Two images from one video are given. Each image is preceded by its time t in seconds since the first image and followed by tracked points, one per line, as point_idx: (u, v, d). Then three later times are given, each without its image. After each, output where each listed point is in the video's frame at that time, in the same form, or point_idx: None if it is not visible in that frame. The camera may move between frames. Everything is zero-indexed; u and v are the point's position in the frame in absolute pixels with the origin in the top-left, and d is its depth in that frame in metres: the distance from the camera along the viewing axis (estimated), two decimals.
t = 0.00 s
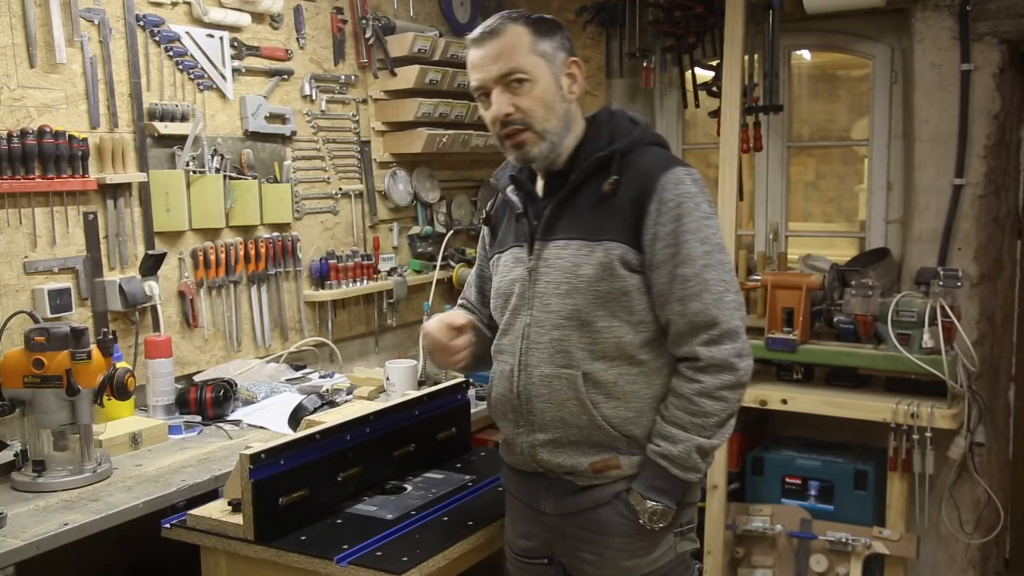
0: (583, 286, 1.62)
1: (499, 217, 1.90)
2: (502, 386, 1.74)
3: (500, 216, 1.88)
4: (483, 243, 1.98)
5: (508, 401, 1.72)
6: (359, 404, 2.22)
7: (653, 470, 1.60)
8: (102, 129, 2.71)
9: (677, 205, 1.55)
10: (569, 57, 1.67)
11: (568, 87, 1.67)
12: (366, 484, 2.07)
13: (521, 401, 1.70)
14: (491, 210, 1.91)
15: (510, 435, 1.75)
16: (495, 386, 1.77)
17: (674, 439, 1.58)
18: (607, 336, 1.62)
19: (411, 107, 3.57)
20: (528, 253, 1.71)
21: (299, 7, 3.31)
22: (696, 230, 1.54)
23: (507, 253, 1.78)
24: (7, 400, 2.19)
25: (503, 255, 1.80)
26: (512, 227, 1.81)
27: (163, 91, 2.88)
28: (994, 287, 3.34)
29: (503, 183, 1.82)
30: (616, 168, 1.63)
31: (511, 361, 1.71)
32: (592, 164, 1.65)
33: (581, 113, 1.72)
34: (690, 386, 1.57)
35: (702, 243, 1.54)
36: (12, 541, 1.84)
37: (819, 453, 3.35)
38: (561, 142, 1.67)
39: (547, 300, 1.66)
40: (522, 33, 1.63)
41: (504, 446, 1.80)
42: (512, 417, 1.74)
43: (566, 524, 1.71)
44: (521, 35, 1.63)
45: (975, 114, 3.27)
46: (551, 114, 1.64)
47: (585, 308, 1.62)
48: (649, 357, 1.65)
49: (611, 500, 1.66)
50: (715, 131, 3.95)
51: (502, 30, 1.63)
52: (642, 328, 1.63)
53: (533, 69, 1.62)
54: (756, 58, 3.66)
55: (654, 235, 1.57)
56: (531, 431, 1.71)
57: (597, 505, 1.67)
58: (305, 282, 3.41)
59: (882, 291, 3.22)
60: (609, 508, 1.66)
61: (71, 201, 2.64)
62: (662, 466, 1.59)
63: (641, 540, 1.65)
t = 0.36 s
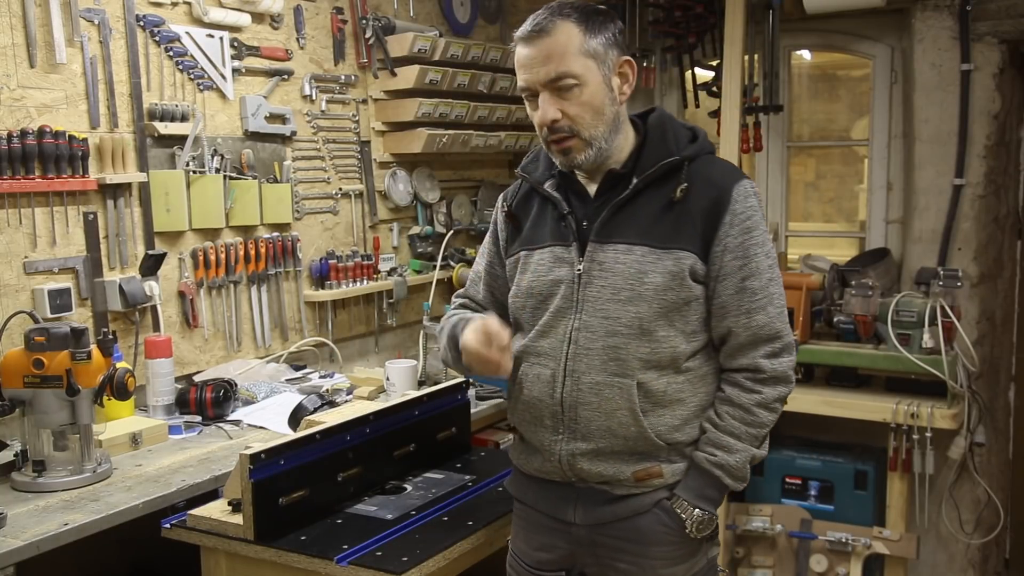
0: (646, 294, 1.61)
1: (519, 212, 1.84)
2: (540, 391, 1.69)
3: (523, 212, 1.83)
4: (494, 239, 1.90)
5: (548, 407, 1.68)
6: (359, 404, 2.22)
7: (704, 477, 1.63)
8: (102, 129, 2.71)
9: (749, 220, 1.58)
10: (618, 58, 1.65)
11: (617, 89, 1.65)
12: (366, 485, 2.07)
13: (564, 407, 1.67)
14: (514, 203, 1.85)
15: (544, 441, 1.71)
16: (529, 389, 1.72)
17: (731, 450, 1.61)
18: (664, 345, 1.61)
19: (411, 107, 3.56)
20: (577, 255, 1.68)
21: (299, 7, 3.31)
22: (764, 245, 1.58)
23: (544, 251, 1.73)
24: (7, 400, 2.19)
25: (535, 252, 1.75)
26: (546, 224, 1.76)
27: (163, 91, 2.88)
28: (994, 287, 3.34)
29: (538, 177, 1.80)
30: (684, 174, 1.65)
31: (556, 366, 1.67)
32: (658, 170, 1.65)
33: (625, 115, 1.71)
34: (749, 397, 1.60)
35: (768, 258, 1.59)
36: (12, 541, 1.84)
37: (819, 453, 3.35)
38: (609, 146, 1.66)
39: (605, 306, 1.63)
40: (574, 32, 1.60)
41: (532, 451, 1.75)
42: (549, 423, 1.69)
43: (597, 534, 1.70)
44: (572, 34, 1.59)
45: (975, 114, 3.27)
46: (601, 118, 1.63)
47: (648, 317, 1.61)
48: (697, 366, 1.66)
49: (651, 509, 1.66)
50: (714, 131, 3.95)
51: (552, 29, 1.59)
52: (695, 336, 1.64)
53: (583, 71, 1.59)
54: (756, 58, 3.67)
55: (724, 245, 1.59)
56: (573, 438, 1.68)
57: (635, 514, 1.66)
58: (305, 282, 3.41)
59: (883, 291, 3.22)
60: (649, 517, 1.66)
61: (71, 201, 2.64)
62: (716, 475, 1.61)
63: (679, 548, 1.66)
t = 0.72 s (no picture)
0: (609, 290, 1.63)
1: (504, 218, 1.90)
2: (515, 384, 1.74)
3: (507, 219, 1.89)
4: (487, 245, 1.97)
5: (520, 399, 1.73)
6: (359, 404, 2.21)
7: (660, 467, 1.64)
8: (102, 129, 2.71)
9: (708, 219, 1.60)
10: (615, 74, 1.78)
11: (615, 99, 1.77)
12: (366, 484, 2.07)
13: (534, 399, 1.71)
14: (505, 207, 1.90)
15: (517, 430, 1.75)
16: (506, 381, 1.77)
17: (684, 440, 1.61)
18: (627, 340, 1.64)
19: (411, 107, 3.56)
20: (548, 255, 1.72)
21: (299, 7, 3.31)
22: (724, 242, 1.58)
23: (521, 251, 1.78)
24: (7, 400, 2.19)
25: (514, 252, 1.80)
26: (527, 226, 1.81)
27: (163, 91, 2.88)
28: (994, 287, 3.34)
29: (519, 183, 1.84)
30: (650, 177, 1.67)
31: (527, 359, 1.71)
32: (625, 172, 1.67)
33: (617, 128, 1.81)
34: (706, 390, 1.61)
35: (729, 254, 1.59)
36: (12, 541, 1.84)
37: (819, 453, 3.35)
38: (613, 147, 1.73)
39: (570, 302, 1.66)
40: (586, 39, 1.70)
41: (508, 440, 1.79)
42: (522, 413, 1.74)
43: (558, 514, 1.72)
44: (584, 40, 1.70)
45: (975, 114, 3.27)
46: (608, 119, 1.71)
47: (610, 313, 1.63)
48: (664, 360, 1.66)
49: (611, 494, 1.67)
50: (715, 131, 3.95)
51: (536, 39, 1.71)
52: (659, 330, 1.65)
53: (595, 74, 1.69)
54: (756, 58, 3.67)
55: (685, 244, 1.61)
56: (540, 428, 1.71)
57: (596, 498, 1.68)
58: (305, 282, 3.41)
59: (883, 291, 3.22)
60: (609, 501, 1.67)
61: (71, 201, 2.64)
62: (670, 465, 1.62)
63: (638, 534, 1.68)
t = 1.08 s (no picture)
0: (605, 290, 1.63)
1: (509, 219, 1.91)
2: (512, 382, 1.74)
3: (512, 220, 1.90)
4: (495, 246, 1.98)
5: (518, 398, 1.73)
6: (359, 404, 2.21)
7: (655, 468, 1.64)
8: (102, 129, 2.71)
9: (704, 219, 1.59)
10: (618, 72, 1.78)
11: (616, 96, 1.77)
12: (366, 484, 2.07)
13: (531, 398, 1.71)
14: (510, 210, 1.90)
15: (515, 429, 1.75)
16: (505, 380, 1.77)
17: (679, 442, 1.60)
18: (623, 339, 1.64)
19: (411, 107, 3.57)
20: (548, 255, 1.72)
21: (299, 7, 3.31)
22: (721, 243, 1.58)
23: (522, 253, 1.78)
24: (7, 400, 2.19)
25: (516, 253, 1.81)
26: (529, 227, 1.81)
27: (163, 91, 2.88)
28: (994, 287, 3.34)
29: (520, 183, 1.85)
30: (647, 178, 1.67)
31: (525, 358, 1.71)
32: (622, 173, 1.67)
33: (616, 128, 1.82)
34: (701, 391, 1.60)
35: (725, 255, 1.58)
36: (12, 541, 1.84)
37: (819, 453, 3.35)
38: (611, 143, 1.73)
39: (568, 302, 1.66)
40: (588, 33, 1.71)
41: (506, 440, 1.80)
42: (520, 412, 1.74)
43: (556, 515, 1.73)
44: (585, 35, 1.70)
45: (975, 114, 3.27)
46: (607, 113, 1.71)
47: (606, 313, 1.63)
48: (662, 362, 1.66)
49: (608, 495, 1.67)
50: (715, 131, 3.95)
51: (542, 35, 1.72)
52: (657, 331, 1.65)
53: (595, 68, 1.70)
54: (756, 58, 3.67)
55: (681, 245, 1.60)
56: (537, 428, 1.71)
57: (593, 498, 1.68)
58: (305, 282, 3.41)
59: (883, 292, 3.22)
60: (606, 502, 1.67)
61: (71, 201, 2.64)
62: (665, 466, 1.62)
63: (634, 535, 1.68)
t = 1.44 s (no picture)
0: (604, 291, 1.63)
1: (511, 218, 1.90)
2: (511, 381, 1.75)
3: (513, 219, 1.89)
4: (497, 244, 1.98)
5: (516, 397, 1.73)
6: (359, 404, 2.21)
7: (652, 468, 1.64)
8: (102, 129, 2.71)
9: (704, 220, 1.59)
10: (606, 73, 1.67)
11: (602, 101, 1.68)
12: (366, 484, 2.07)
13: (530, 397, 1.71)
14: (513, 207, 1.90)
15: (513, 428, 1.75)
16: (503, 379, 1.77)
17: (676, 442, 1.61)
18: (622, 340, 1.64)
19: (411, 107, 3.57)
20: (547, 255, 1.72)
21: (299, 7, 3.31)
22: (720, 244, 1.57)
23: (523, 253, 1.78)
24: (7, 400, 2.19)
25: (517, 252, 1.81)
26: (530, 226, 1.81)
27: (163, 91, 2.88)
28: (994, 287, 3.34)
29: (521, 183, 1.82)
30: (646, 178, 1.66)
31: (524, 358, 1.71)
32: (620, 173, 1.66)
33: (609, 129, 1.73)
34: (700, 393, 1.60)
35: (724, 257, 1.57)
36: (12, 541, 1.84)
37: (819, 453, 3.35)
38: (587, 155, 1.67)
39: (567, 303, 1.66)
40: (562, 43, 1.62)
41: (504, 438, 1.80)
42: (518, 411, 1.74)
43: (554, 513, 1.73)
44: (559, 44, 1.62)
45: (975, 114, 3.27)
46: (581, 126, 1.64)
47: (604, 314, 1.63)
48: (660, 362, 1.66)
49: (605, 494, 1.68)
50: (715, 131, 3.95)
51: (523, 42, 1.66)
52: (656, 332, 1.65)
53: (567, 79, 1.62)
54: (756, 58, 3.67)
55: (680, 246, 1.60)
56: (535, 427, 1.72)
57: (590, 497, 1.68)
58: (305, 282, 3.41)
59: (883, 291, 3.22)
60: (603, 501, 1.68)
61: (71, 201, 2.64)
62: (662, 467, 1.62)
63: (630, 535, 1.68)
